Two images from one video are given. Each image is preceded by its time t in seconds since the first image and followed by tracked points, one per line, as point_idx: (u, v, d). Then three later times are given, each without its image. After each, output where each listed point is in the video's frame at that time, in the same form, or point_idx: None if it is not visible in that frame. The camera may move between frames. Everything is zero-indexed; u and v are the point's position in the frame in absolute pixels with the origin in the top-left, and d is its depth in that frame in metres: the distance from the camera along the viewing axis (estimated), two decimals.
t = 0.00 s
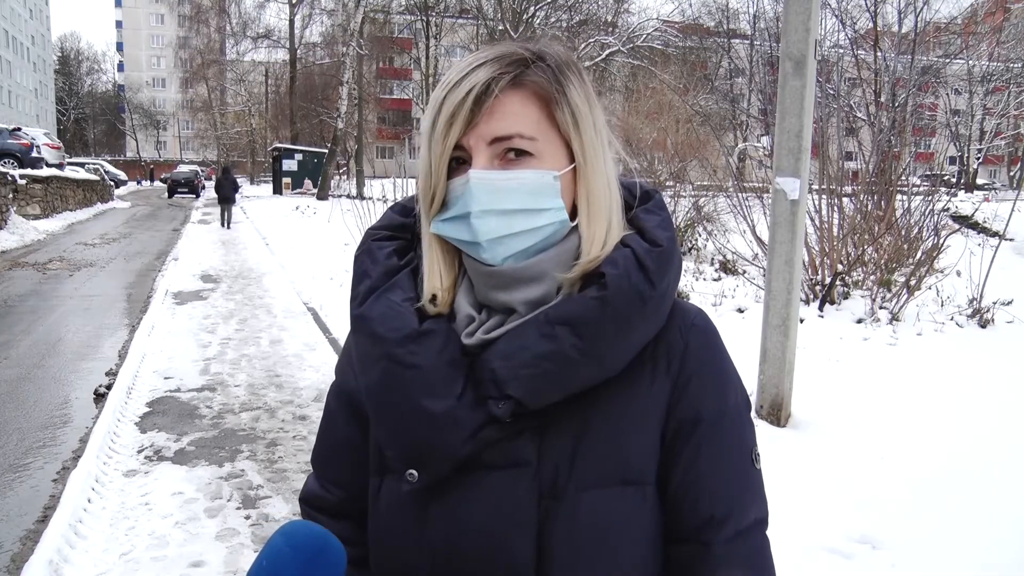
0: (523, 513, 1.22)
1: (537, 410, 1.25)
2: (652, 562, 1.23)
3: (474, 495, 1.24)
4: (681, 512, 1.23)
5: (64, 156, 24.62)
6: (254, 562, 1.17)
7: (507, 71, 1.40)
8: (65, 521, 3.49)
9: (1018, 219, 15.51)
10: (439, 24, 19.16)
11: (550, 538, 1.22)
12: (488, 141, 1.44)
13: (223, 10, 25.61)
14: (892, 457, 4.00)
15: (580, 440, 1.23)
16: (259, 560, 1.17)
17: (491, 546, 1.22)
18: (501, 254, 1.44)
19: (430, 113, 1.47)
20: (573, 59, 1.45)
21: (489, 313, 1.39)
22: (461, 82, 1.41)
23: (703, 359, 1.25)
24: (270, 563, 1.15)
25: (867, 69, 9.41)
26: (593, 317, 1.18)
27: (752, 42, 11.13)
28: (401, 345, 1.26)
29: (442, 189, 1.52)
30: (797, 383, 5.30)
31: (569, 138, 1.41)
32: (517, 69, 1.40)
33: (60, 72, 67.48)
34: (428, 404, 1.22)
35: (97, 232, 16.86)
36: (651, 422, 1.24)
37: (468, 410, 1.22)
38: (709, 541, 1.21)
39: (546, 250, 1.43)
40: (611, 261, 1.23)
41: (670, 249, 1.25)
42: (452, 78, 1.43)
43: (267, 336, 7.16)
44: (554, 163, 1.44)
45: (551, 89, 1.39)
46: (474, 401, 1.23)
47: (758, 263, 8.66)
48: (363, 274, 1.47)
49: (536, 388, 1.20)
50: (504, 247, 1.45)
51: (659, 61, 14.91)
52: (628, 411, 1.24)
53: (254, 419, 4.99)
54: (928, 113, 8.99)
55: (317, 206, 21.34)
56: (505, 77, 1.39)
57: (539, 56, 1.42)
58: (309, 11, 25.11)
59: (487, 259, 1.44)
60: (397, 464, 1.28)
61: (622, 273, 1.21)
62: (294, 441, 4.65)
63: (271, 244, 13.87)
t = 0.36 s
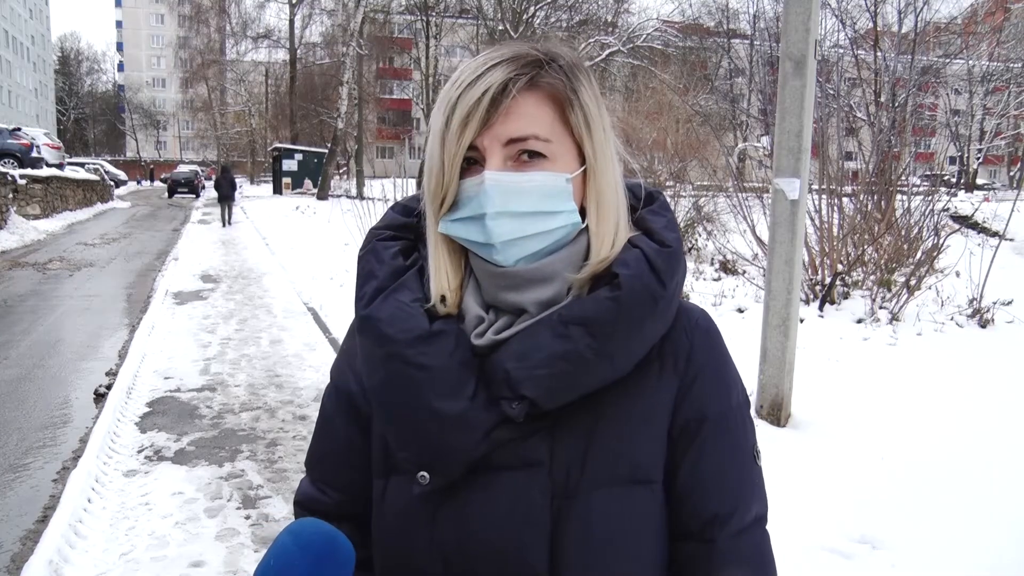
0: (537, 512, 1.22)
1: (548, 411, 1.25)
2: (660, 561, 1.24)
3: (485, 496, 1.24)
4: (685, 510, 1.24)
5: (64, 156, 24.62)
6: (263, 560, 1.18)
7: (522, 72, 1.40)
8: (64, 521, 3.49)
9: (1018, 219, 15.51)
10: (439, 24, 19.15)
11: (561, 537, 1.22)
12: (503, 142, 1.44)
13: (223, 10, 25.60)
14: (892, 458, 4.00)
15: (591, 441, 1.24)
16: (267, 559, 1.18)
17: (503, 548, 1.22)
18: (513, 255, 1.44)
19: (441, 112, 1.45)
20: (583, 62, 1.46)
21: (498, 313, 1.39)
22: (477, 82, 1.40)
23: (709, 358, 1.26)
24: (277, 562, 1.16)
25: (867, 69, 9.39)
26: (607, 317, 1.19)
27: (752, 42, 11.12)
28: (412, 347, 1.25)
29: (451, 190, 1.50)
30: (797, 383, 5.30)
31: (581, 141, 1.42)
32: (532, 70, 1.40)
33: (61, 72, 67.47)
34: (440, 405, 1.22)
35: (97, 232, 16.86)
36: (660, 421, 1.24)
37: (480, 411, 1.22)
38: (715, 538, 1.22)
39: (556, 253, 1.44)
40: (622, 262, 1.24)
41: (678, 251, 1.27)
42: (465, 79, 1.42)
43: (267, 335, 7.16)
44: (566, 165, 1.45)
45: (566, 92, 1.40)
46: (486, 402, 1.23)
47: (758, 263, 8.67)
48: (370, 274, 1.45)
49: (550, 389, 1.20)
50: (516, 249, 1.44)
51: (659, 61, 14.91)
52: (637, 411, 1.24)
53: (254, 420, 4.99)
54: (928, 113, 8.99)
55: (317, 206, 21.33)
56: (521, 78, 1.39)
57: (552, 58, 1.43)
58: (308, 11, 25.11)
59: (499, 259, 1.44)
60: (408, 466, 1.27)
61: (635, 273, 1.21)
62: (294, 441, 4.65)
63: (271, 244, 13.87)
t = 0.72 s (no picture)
0: (539, 512, 1.22)
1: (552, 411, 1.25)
2: (662, 562, 1.24)
3: (487, 496, 1.24)
4: (689, 512, 1.24)
5: (64, 156, 24.62)
6: (265, 563, 1.17)
7: (525, 71, 1.40)
8: (64, 521, 3.49)
9: (1017, 219, 15.51)
10: (439, 24, 19.15)
11: (563, 538, 1.22)
12: (506, 141, 1.43)
13: (223, 9, 25.57)
14: (892, 457, 4.00)
15: (595, 441, 1.23)
16: (270, 562, 1.16)
17: (504, 547, 1.22)
18: (516, 255, 1.46)
19: (444, 113, 1.45)
20: (586, 60, 1.45)
21: (502, 313, 1.39)
22: (480, 82, 1.40)
23: (714, 359, 1.26)
24: (281, 564, 1.15)
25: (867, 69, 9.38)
26: (610, 318, 1.18)
27: (752, 42, 11.12)
28: (415, 347, 1.26)
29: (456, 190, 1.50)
30: (797, 383, 5.29)
31: (585, 140, 1.42)
32: (535, 69, 1.40)
33: (61, 72, 67.59)
34: (443, 405, 1.22)
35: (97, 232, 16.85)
36: (664, 423, 1.24)
37: (483, 411, 1.22)
38: (719, 539, 1.22)
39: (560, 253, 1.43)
40: (626, 263, 1.23)
41: (683, 251, 1.26)
42: (467, 79, 1.43)
43: (267, 335, 7.16)
44: (570, 164, 1.44)
45: (569, 92, 1.39)
46: (489, 402, 1.23)
47: (758, 263, 8.67)
48: (375, 275, 1.45)
49: (554, 390, 1.19)
50: (520, 248, 1.46)
51: (659, 61, 14.90)
52: (641, 412, 1.24)
53: (253, 419, 4.99)
54: (928, 113, 8.99)
55: (317, 206, 21.33)
56: (523, 78, 1.39)
57: (555, 56, 1.42)
58: (309, 11, 25.12)
59: (502, 259, 1.45)
60: (410, 465, 1.27)
61: (639, 275, 1.21)
62: (294, 441, 4.65)
63: (271, 244, 13.87)
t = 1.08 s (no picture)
0: (524, 514, 1.22)
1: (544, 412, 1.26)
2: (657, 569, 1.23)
3: (477, 495, 1.25)
4: (688, 519, 1.23)
5: (64, 156, 24.61)
6: (261, 563, 1.18)
7: (504, 68, 1.40)
8: (64, 521, 3.49)
9: (1017, 219, 15.51)
10: (439, 24, 19.15)
11: (553, 542, 1.21)
12: (487, 139, 1.45)
13: (223, 9, 25.55)
14: (892, 457, 4.00)
15: (586, 443, 1.23)
16: (266, 562, 1.17)
17: (491, 547, 1.22)
18: (500, 254, 1.46)
19: (432, 115, 1.50)
20: (575, 54, 1.44)
21: (500, 314, 1.39)
22: (460, 82, 1.43)
23: (716, 364, 1.24)
24: (277, 564, 1.16)
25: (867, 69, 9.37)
26: (597, 320, 1.18)
27: (752, 42, 11.12)
28: (409, 345, 1.29)
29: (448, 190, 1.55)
30: (797, 383, 5.30)
31: (571, 135, 1.40)
32: (515, 66, 1.40)
33: (61, 72, 67.62)
34: (432, 403, 1.25)
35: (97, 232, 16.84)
36: (661, 427, 1.23)
37: (471, 411, 1.24)
38: (719, 551, 1.20)
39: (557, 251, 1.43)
40: (618, 264, 1.22)
41: (681, 253, 1.23)
42: (453, 79, 1.46)
43: (267, 335, 7.17)
44: (558, 160, 1.43)
45: (550, 87, 1.38)
46: (478, 402, 1.25)
47: (758, 263, 8.67)
48: (377, 271, 1.49)
49: (538, 391, 1.20)
50: (507, 246, 1.46)
51: (659, 61, 14.90)
52: (635, 415, 1.23)
53: (253, 420, 4.99)
54: (928, 113, 8.99)
55: (317, 206, 21.33)
56: (501, 75, 1.40)
57: (540, 54, 1.42)
58: (309, 11, 25.10)
59: (489, 257, 1.47)
60: (402, 462, 1.30)
61: (628, 277, 1.19)
62: (294, 441, 4.65)
63: (270, 244, 13.87)
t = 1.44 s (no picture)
0: (511, 516, 1.23)
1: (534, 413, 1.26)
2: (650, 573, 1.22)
3: (467, 494, 1.25)
4: (684, 523, 1.23)
5: (64, 156, 24.60)
6: (255, 562, 1.18)
7: (491, 67, 1.41)
8: (64, 521, 3.49)
9: (1018, 218, 15.51)
10: (439, 24, 19.15)
11: (543, 544, 1.22)
12: (474, 138, 1.47)
13: (223, 10, 25.54)
14: (891, 457, 4.01)
15: (577, 444, 1.23)
16: (259, 560, 1.17)
17: (482, 547, 1.23)
18: (489, 249, 1.47)
19: (424, 115, 1.54)
20: (566, 52, 1.44)
21: (493, 313, 1.39)
22: (449, 82, 1.46)
23: (711, 366, 1.24)
24: (271, 563, 1.16)
25: (867, 69, 9.38)
26: (584, 321, 1.17)
27: (752, 42, 11.12)
28: (399, 344, 1.30)
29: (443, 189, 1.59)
30: (797, 383, 5.30)
31: (560, 131, 1.39)
32: (502, 64, 1.41)
33: (60, 73, 67.68)
34: (422, 403, 1.25)
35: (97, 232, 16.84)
36: (654, 429, 1.23)
37: (461, 411, 1.24)
38: (712, 557, 1.20)
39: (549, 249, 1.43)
40: (608, 264, 1.22)
41: (673, 255, 1.22)
42: (444, 79, 1.48)
43: (267, 336, 7.16)
44: (546, 156, 1.42)
45: (535, 84, 1.38)
46: (468, 402, 1.25)
47: (759, 263, 8.68)
48: (374, 270, 1.51)
49: (527, 392, 1.20)
50: (493, 241, 1.47)
51: (659, 61, 14.89)
52: (627, 417, 1.23)
53: (253, 420, 4.99)
54: (928, 113, 8.99)
55: (316, 206, 21.33)
56: (485, 75, 1.41)
57: (529, 52, 1.42)
58: (309, 11, 25.09)
59: (476, 254, 1.48)
60: (393, 460, 1.31)
61: (616, 277, 1.19)
62: (294, 441, 4.65)
63: (270, 244, 13.87)
